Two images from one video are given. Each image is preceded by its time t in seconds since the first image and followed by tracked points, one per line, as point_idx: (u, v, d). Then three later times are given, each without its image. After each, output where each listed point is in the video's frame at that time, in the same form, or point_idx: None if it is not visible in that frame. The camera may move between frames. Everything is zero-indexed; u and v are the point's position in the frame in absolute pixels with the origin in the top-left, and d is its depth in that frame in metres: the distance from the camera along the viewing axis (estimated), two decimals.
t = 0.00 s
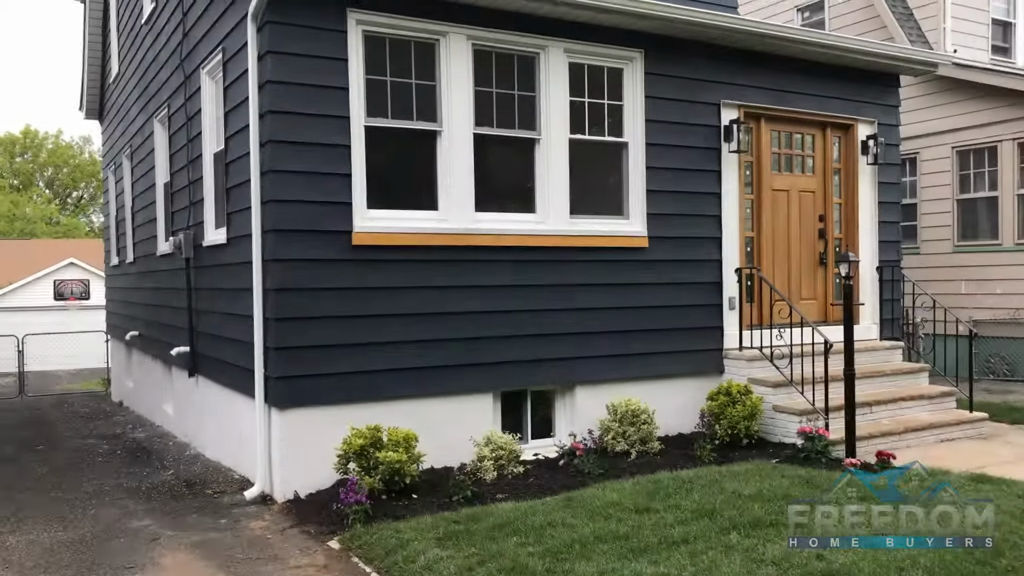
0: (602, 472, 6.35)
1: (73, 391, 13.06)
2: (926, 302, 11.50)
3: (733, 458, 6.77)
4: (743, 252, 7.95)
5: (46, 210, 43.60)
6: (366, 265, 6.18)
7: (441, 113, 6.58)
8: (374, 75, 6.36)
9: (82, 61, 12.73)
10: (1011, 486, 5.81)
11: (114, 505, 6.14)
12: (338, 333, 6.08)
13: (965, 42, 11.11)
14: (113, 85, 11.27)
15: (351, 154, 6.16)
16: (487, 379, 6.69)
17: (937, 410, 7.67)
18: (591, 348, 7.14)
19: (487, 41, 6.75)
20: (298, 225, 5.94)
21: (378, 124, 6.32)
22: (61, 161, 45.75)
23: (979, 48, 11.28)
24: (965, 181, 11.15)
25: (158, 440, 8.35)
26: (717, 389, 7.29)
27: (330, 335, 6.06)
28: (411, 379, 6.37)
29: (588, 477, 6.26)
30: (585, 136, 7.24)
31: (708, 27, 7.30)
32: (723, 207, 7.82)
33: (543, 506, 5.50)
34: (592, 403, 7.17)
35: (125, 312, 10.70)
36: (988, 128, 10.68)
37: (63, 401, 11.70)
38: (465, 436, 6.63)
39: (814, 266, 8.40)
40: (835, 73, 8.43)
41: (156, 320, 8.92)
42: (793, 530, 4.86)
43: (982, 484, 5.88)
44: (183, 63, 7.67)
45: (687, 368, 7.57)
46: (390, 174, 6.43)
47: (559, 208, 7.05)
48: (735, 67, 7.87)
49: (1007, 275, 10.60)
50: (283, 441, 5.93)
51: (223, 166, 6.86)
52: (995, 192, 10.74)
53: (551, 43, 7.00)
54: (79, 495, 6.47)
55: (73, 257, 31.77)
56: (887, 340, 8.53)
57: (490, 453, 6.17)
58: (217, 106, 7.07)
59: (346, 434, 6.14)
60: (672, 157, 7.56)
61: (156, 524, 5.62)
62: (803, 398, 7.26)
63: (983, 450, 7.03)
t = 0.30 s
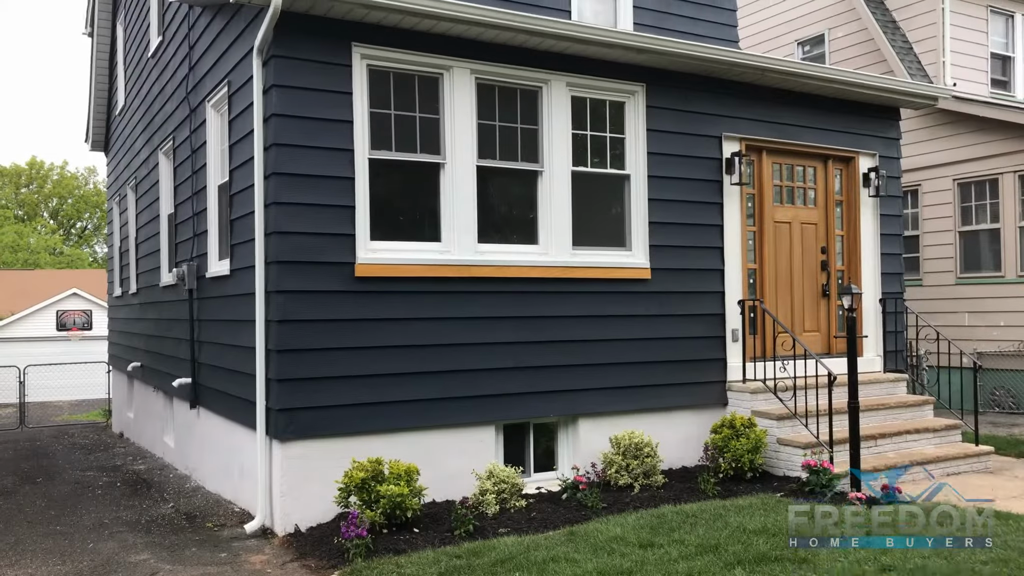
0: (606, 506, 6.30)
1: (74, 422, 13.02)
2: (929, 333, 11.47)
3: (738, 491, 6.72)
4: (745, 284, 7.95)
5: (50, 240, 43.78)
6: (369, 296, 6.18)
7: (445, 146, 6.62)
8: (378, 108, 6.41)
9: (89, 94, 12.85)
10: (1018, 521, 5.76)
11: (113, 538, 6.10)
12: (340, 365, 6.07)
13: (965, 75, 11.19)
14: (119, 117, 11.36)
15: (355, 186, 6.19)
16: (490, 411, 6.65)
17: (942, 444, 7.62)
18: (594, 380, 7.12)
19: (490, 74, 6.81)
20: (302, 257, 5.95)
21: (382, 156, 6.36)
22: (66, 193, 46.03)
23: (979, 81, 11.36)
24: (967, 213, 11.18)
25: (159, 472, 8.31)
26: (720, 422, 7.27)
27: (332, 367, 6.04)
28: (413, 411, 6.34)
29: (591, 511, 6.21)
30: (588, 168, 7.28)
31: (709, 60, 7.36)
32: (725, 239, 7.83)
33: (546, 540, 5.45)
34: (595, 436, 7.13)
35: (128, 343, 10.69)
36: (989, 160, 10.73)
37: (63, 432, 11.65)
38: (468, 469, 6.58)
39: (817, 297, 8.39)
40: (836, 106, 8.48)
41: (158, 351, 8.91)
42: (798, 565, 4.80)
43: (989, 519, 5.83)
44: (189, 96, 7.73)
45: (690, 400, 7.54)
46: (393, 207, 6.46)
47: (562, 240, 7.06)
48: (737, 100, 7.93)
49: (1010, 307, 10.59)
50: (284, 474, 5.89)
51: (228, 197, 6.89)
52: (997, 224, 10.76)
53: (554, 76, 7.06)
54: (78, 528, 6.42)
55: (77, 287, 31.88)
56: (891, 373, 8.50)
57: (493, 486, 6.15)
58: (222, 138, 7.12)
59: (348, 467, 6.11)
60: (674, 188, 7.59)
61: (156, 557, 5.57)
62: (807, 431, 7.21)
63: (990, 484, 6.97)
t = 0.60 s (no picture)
0: (609, 539, 6.24)
1: (74, 454, 12.95)
2: (932, 365, 11.45)
3: (741, 525, 6.66)
4: (747, 316, 7.94)
5: (53, 270, 43.84)
6: (371, 328, 6.18)
7: (448, 178, 6.65)
8: (381, 140, 6.44)
9: (93, 125, 12.95)
10: None
11: (111, 571, 6.04)
12: (342, 397, 6.04)
13: (964, 107, 11.27)
14: (124, 148, 11.43)
15: (358, 218, 6.21)
16: (492, 443, 6.61)
17: (948, 477, 7.56)
18: (596, 412, 7.08)
19: (492, 107, 6.85)
20: (304, 289, 5.95)
21: (385, 189, 6.38)
22: (69, 224, 46.20)
23: (978, 113, 11.44)
24: (968, 244, 11.19)
25: (158, 505, 8.25)
26: (724, 455, 7.22)
27: (334, 398, 6.02)
28: (415, 444, 6.30)
29: (593, 544, 6.14)
30: (589, 199, 7.30)
31: (711, 92, 7.42)
32: (727, 271, 7.84)
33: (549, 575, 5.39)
34: (598, 469, 7.08)
35: (129, 374, 10.66)
36: (989, 193, 10.77)
37: (63, 464, 11.59)
38: (469, 502, 6.53)
39: (820, 329, 8.38)
40: (836, 137, 8.53)
41: (159, 383, 8.89)
42: None
43: (996, 553, 5.77)
44: (193, 128, 7.79)
45: (693, 432, 7.50)
46: (395, 238, 6.46)
47: (564, 272, 7.07)
48: (738, 132, 7.98)
49: (1014, 338, 10.57)
50: (284, 506, 5.84)
51: (231, 229, 6.91)
52: (999, 255, 10.77)
53: (555, 109, 7.11)
54: (76, 561, 6.36)
55: (79, 318, 31.91)
56: (895, 405, 8.46)
57: (494, 520, 6.09)
58: (225, 170, 7.15)
59: (348, 500, 6.06)
60: (675, 219, 7.62)
61: None
62: (811, 463, 7.16)
63: (997, 518, 6.90)
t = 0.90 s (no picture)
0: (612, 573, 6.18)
1: (72, 486, 12.86)
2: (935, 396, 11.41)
3: (745, 558, 6.60)
4: (749, 347, 7.93)
5: (54, 301, 43.89)
6: (372, 360, 6.17)
7: (449, 210, 6.68)
8: (383, 173, 6.48)
9: (98, 157, 13.04)
10: None
11: None
12: (342, 429, 6.02)
13: (962, 139, 11.35)
14: (127, 181, 11.50)
15: (359, 250, 6.22)
16: (493, 476, 6.57)
17: (953, 510, 7.50)
18: (598, 444, 7.04)
19: (493, 140, 6.90)
20: (305, 320, 5.95)
21: (387, 221, 6.41)
22: (71, 255, 46.31)
23: (976, 145, 11.53)
24: (969, 275, 11.20)
25: (157, 538, 8.18)
26: (726, 487, 7.12)
27: (334, 430, 5.99)
28: (415, 476, 6.26)
29: None
30: (590, 231, 7.32)
31: (710, 125, 7.47)
32: (729, 302, 7.84)
33: None
34: (600, 502, 7.03)
35: (129, 406, 10.63)
36: (989, 223, 10.80)
37: (61, 497, 11.51)
38: (470, 536, 6.47)
39: (822, 360, 8.37)
40: (836, 168, 8.58)
41: (160, 415, 8.86)
42: None
43: None
44: (196, 161, 7.84)
45: (696, 465, 7.45)
46: (397, 270, 6.46)
47: (565, 303, 7.08)
48: (737, 163, 8.03)
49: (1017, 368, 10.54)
50: (283, 540, 5.78)
51: (232, 261, 6.93)
52: (1000, 286, 10.78)
53: (556, 141, 7.17)
54: None
55: (80, 349, 31.88)
56: (898, 437, 8.42)
57: (496, 554, 6.01)
58: (228, 202, 7.19)
59: (348, 533, 6.01)
60: (676, 250, 7.64)
61: None
62: (814, 495, 7.10)
63: (1003, 551, 6.84)
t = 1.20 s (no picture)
0: None
1: (65, 517, 12.73)
2: (933, 426, 11.39)
3: None
4: (747, 376, 7.92)
5: (50, 328, 43.73)
6: (369, 390, 6.15)
7: (447, 239, 6.69)
8: (381, 203, 6.50)
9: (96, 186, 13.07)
10: None
11: None
12: (339, 459, 5.98)
13: (957, 169, 11.42)
14: (125, 209, 11.51)
15: (357, 280, 6.23)
16: (490, 507, 6.52)
17: (953, 541, 7.46)
18: (596, 475, 7.01)
19: (491, 170, 6.94)
20: (302, 349, 5.93)
21: (385, 250, 6.42)
22: (68, 283, 46.24)
23: (970, 175, 11.61)
24: (966, 304, 11.22)
25: (150, 570, 8.10)
26: (725, 518, 7.12)
27: (330, 460, 5.95)
28: (411, 507, 6.21)
29: None
30: (588, 260, 7.33)
31: (707, 155, 7.52)
32: (726, 331, 7.85)
33: None
34: (597, 534, 6.98)
35: (124, 435, 10.56)
36: (985, 253, 10.84)
37: (53, 528, 11.38)
38: (467, 567, 6.41)
39: (819, 390, 8.35)
40: (831, 198, 8.63)
41: (155, 444, 8.81)
42: None
43: None
44: (194, 190, 7.87)
45: (695, 495, 7.41)
46: (394, 299, 6.46)
47: (563, 332, 7.07)
48: (733, 193, 8.07)
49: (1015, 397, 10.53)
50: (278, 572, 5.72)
51: (230, 290, 6.93)
52: (997, 315, 10.81)
53: (553, 171, 7.20)
54: None
55: (75, 378, 31.72)
56: (897, 467, 8.39)
57: None
58: (226, 231, 7.20)
59: (343, 565, 5.95)
60: (673, 280, 7.65)
61: None
62: (813, 526, 7.06)
63: None
